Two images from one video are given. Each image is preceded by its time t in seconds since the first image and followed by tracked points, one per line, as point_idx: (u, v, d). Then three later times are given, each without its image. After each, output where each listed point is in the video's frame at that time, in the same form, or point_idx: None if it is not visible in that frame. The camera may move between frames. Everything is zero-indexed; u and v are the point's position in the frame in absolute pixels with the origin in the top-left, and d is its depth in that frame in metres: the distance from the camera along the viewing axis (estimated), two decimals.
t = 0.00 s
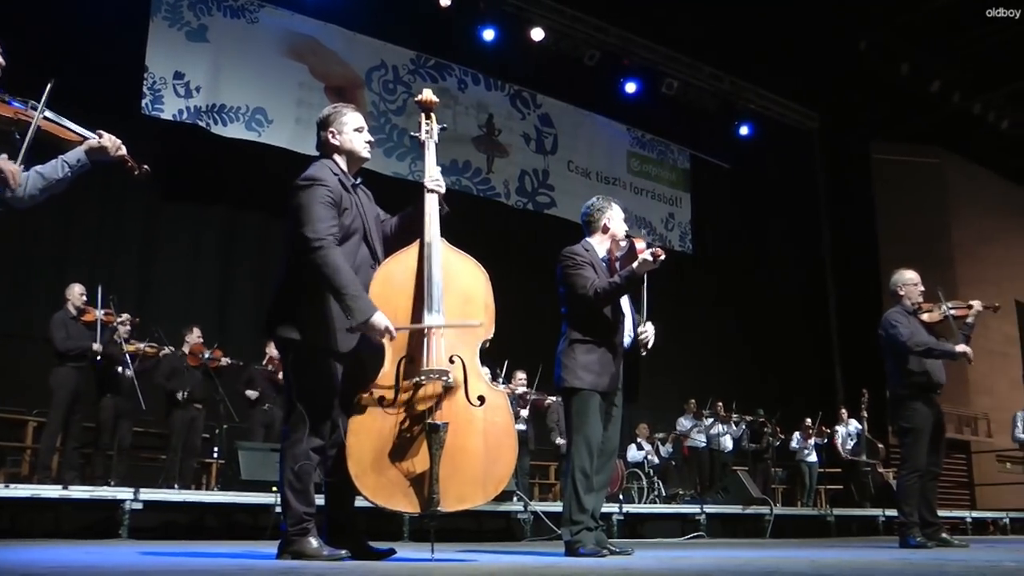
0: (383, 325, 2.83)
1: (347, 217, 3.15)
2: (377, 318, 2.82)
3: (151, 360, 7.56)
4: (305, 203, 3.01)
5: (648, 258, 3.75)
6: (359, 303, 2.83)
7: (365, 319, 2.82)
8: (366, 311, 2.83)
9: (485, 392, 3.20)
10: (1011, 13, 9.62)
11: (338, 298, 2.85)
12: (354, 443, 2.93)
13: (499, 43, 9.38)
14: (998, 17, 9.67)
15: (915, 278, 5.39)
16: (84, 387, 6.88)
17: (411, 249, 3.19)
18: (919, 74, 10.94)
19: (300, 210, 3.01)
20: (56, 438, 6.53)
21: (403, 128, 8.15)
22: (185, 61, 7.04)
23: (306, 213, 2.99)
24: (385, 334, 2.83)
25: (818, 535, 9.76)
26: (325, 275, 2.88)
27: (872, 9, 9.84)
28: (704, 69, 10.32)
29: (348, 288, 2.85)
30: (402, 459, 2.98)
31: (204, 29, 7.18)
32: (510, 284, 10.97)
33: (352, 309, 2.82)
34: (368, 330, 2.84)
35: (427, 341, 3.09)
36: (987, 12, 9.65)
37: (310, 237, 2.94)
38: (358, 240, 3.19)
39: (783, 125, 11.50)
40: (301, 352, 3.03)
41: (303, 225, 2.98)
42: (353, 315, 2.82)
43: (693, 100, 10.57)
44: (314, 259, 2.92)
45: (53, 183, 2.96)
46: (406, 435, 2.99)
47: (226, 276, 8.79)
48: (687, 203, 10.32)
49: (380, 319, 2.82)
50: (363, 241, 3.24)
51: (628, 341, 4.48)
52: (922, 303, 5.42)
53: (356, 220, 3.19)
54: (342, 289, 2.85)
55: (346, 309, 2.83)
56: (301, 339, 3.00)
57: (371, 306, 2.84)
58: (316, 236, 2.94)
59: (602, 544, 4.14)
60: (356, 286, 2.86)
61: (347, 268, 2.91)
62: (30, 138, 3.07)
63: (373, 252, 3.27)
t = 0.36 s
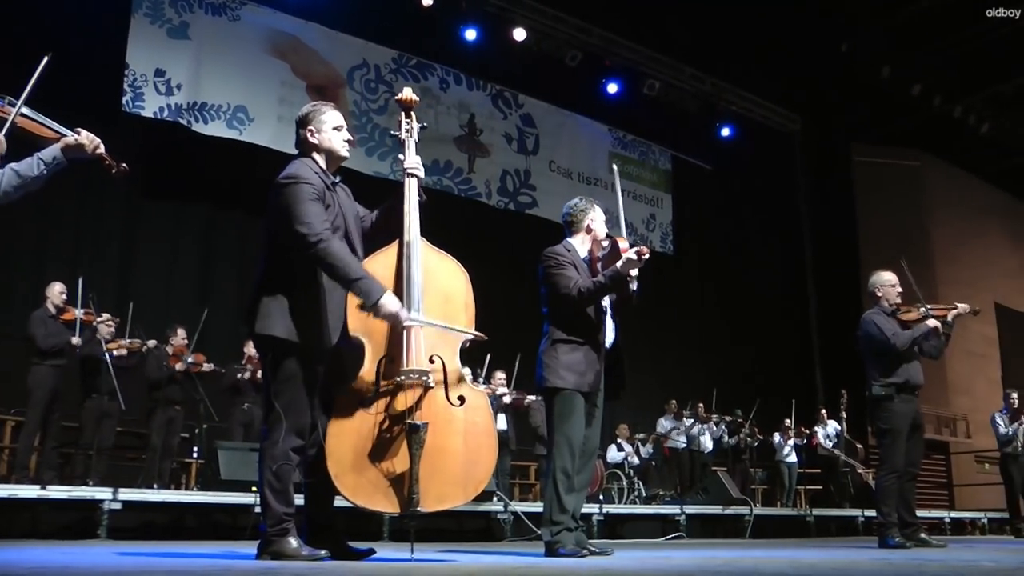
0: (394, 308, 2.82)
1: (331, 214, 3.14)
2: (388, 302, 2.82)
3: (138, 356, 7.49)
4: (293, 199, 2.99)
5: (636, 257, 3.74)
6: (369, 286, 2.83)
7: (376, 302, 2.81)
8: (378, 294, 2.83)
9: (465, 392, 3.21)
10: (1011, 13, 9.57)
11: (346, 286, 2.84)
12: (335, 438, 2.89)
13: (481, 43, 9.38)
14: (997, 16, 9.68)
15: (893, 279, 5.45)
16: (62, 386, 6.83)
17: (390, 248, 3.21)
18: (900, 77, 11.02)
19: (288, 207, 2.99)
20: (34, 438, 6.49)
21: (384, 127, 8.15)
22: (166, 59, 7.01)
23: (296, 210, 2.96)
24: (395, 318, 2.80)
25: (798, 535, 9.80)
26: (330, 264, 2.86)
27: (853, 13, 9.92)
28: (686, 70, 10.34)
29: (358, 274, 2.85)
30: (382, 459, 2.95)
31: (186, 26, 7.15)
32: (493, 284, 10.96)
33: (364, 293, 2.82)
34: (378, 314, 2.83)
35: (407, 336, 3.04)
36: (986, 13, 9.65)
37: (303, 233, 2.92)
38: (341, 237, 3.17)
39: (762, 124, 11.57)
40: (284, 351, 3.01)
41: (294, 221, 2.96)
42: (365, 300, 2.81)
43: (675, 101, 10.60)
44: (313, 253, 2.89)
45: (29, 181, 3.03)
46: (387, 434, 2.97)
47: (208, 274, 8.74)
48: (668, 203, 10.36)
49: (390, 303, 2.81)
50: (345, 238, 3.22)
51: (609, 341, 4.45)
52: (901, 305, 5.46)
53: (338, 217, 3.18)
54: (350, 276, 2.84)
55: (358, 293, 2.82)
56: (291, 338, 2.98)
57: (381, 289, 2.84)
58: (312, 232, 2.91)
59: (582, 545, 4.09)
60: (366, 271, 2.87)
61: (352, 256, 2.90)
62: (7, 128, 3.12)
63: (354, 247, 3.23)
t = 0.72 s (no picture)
0: (347, 312, 2.79)
1: (308, 213, 3.10)
2: (340, 306, 2.78)
3: (119, 358, 7.48)
4: (266, 196, 2.98)
5: (614, 259, 3.73)
6: (319, 291, 2.77)
7: (326, 306, 2.76)
8: (329, 297, 2.78)
9: (454, 395, 3.18)
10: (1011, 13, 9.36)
11: (297, 287, 2.80)
12: (321, 434, 2.90)
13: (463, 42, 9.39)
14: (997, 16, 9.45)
15: (875, 282, 5.46)
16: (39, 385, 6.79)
17: (387, 249, 3.20)
18: (882, 79, 11.10)
19: (261, 204, 2.98)
20: (12, 436, 6.45)
21: (365, 126, 8.15)
22: (147, 55, 6.97)
23: (266, 207, 2.96)
24: (346, 321, 2.79)
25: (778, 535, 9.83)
26: (286, 266, 2.84)
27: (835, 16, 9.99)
28: (668, 71, 10.49)
29: (311, 277, 2.80)
30: (374, 453, 2.97)
31: (167, 23, 7.12)
32: (475, 284, 10.96)
33: (313, 297, 2.77)
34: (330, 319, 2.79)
35: (399, 337, 3.07)
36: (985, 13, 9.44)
37: (270, 232, 2.90)
38: (319, 237, 3.13)
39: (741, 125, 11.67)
40: (256, 347, 2.97)
41: (263, 217, 2.95)
42: (312, 304, 2.76)
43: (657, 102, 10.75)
44: (273, 251, 2.87)
45: (8, 176, 3.31)
46: (377, 431, 2.98)
47: (188, 272, 8.71)
48: (649, 204, 10.39)
49: (341, 306, 2.78)
50: (324, 238, 3.17)
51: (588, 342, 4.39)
52: (881, 307, 5.50)
53: (317, 217, 3.14)
54: (302, 279, 2.80)
55: (309, 297, 2.78)
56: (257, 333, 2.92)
57: (334, 294, 2.79)
58: (273, 230, 2.89)
59: (560, 545, 4.08)
60: (320, 276, 2.81)
61: (308, 258, 2.86)
62: None
63: (335, 250, 3.19)
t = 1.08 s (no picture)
0: (364, 297, 2.82)
1: (297, 211, 3.12)
2: (359, 289, 2.82)
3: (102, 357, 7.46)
4: (259, 196, 2.96)
5: (601, 257, 3.72)
6: (340, 275, 2.82)
7: (347, 291, 2.81)
8: (349, 281, 2.82)
9: (429, 392, 3.21)
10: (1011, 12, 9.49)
11: (317, 275, 2.83)
12: (298, 437, 2.89)
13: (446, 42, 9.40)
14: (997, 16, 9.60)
15: (856, 283, 5.49)
16: (20, 383, 6.75)
17: (358, 248, 3.21)
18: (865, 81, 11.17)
19: (254, 204, 2.96)
20: None
21: (349, 125, 8.15)
22: (130, 52, 6.94)
23: (262, 205, 2.94)
24: (366, 305, 2.82)
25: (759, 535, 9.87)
26: (300, 254, 2.84)
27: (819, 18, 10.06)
28: (651, 72, 10.40)
29: (328, 262, 2.83)
30: (345, 458, 2.94)
31: (150, 20, 7.09)
32: (459, 284, 10.96)
33: (335, 282, 2.81)
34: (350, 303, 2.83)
35: (372, 332, 3.09)
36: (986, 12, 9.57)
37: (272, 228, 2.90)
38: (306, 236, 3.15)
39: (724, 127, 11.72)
40: (250, 348, 2.96)
41: (259, 217, 2.94)
42: (337, 288, 2.80)
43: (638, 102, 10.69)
44: (282, 244, 2.87)
45: None
46: (349, 435, 2.96)
47: (171, 271, 8.67)
48: (632, 205, 10.43)
49: (360, 291, 2.81)
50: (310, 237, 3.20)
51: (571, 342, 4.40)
52: (862, 308, 5.53)
53: (304, 216, 3.16)
54: (321, 264, 2.83)
55: (330, 281, 2.81)
56: (256, 336, 2.93)
57: (352, 278, 2.83)
58: (281, 223, 2.89)
59: (543, 545, 4.05)
60: (336, 261, 2.85)
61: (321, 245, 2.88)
62: None
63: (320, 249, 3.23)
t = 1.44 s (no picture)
0: (308, 311, 2.76)
1: (277, 211, 3.10)
2: (302, 304, 2.76)
3: (86, 356, 7.44)
4: (233, 193, 2.96)
5: (585, 260, 3.70)
6: (282, 289, 2.77)
7: (287, 305, 2.75)
8: (291, 296, 2.76)
9: (416, 392, 3.20)
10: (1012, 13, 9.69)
11: (260, 284, 2.79)
12: (285, 436, 2.88)
13: (434, 41, 9.39)
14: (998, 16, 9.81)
15: (844, 284, 5.51)
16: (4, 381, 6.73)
17: (344, 247, 3.19)
18: (852, 83, 11.23)
19: (227, 202, 2.96)
20: None
21: (336, 124, 8.13)
22: (117, 50, 6.92)
23: (233, 204, 2.94)
24: (307, 319, 2.76)
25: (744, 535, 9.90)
26: (250, 262, 2.83)
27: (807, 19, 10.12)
28: (637, 72, 10.36)
29: (272, 275, 2.79)
30: (333, 454, 2.95)
31: (137, 17, 7.08)
32: (446, 283, 10.95)
33: (275, 295, 2.76)
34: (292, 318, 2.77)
35: (360, 335, 3.07)
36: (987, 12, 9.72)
37: (236, 227, 2.88)
38: (287, 236, 3.14)
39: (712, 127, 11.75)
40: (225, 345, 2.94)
41: (229, 215, 2.94)
42: (275, 302, 2.75)
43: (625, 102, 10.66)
44: (236, 247, 2.86)
45: None
46: (337, 432, 2.97)
47: (157, 269, 8.64)
48: (619, 205, 10.46)
49: (302, 305, 2.75)
50: (293, 237, 3.19)
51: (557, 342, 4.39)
52: (848, 309, 5.54)
53: (285, 216, 3.14)
54: (264, 275, 2.79)
55: (269, 296, 2.76)
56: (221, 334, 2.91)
57: (296, 292, 2.78)
58: (240, 225, 2.88)
59: (528, 545, 4.06)
60: (282, 273, 2.81)
61: (271, 256, 2.85)
62: None
63: (303, 249, 3.22)
